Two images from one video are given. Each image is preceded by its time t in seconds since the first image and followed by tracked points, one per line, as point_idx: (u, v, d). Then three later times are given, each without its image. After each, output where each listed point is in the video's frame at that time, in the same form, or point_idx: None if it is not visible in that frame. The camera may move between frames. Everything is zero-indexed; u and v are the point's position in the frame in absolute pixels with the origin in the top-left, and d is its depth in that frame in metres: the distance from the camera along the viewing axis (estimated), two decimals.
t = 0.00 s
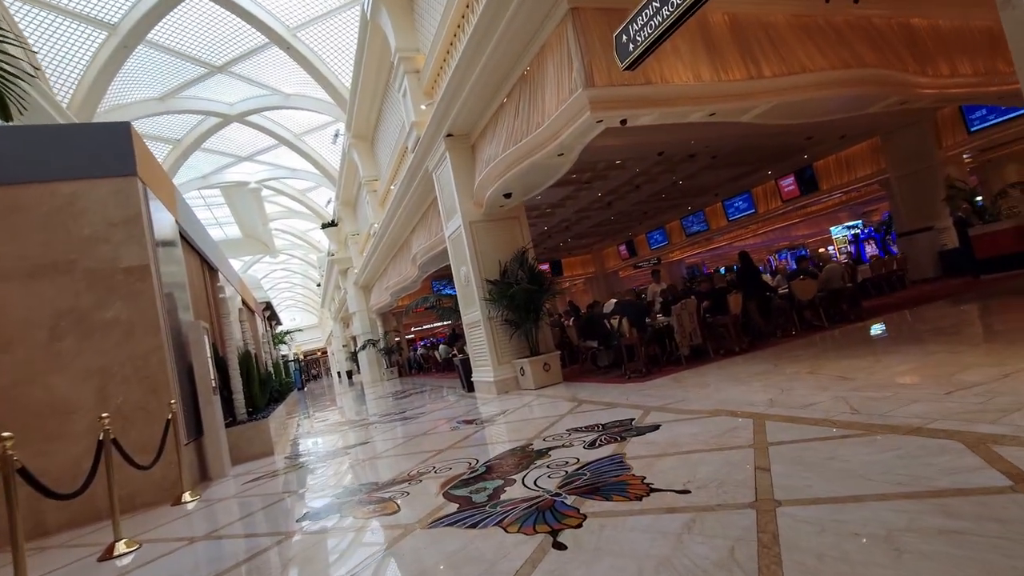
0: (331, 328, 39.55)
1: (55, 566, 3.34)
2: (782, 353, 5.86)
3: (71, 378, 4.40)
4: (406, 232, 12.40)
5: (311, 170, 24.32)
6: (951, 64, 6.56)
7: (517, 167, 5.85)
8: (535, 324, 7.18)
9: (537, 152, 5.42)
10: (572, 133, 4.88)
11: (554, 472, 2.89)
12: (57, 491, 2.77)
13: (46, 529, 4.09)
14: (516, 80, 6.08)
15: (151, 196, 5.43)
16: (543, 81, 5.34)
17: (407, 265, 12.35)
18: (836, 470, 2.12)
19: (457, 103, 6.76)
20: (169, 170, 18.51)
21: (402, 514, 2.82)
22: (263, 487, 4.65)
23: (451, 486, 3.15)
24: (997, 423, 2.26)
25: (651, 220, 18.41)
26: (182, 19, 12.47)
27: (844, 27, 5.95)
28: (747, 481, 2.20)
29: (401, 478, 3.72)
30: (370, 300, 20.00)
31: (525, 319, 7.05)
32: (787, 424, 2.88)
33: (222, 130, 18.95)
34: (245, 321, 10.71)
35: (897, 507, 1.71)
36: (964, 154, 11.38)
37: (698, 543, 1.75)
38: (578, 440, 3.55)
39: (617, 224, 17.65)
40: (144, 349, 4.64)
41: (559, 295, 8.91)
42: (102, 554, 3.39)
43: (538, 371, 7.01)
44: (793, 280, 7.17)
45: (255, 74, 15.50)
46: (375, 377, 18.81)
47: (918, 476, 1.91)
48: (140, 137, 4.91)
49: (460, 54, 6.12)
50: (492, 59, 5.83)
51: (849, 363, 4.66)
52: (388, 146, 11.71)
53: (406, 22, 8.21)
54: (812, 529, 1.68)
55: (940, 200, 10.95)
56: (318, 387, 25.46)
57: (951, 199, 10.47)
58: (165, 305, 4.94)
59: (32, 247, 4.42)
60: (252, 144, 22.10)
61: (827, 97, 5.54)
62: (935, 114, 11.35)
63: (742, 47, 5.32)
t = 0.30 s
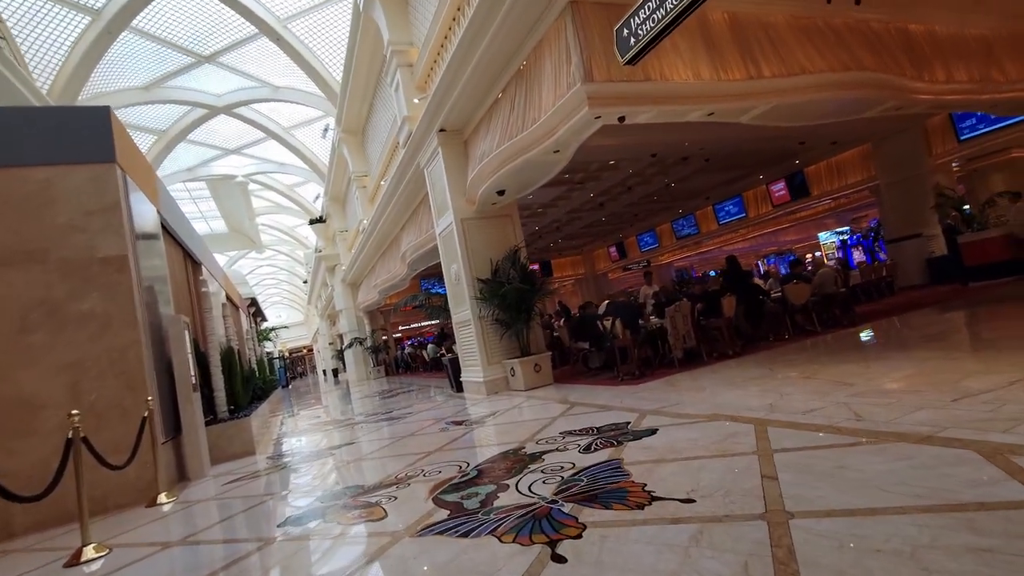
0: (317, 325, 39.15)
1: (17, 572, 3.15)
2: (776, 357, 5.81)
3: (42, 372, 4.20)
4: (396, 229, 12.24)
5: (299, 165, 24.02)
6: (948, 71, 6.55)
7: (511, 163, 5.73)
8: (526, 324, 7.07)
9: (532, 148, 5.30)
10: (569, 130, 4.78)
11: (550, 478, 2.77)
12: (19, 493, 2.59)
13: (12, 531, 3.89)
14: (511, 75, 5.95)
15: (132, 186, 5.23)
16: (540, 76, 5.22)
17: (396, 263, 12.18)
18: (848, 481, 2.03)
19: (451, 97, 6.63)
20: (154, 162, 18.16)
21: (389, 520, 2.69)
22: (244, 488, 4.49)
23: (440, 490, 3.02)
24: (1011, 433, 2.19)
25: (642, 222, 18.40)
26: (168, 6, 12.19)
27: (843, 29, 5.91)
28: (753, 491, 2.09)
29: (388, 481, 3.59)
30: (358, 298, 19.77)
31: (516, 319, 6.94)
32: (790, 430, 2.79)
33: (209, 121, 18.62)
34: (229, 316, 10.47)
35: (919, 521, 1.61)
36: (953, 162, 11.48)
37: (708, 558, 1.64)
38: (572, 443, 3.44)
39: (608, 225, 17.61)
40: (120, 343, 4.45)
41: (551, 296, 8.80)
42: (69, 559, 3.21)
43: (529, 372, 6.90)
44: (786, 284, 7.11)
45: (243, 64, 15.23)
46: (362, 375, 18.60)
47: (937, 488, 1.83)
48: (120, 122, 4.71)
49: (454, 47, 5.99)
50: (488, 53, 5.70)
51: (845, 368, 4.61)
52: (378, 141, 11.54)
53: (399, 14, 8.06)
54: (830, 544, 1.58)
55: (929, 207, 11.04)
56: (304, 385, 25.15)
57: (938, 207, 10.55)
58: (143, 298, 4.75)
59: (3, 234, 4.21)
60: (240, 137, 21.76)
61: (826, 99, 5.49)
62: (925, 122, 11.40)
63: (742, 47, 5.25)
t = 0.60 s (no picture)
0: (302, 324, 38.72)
1: None
2: (769, 363, 5.75)
3: (8, 367, 4.00)
4: (384, 227, 12.06)
5: (286, 160, 23.70)
6: (941, 80, 6.55)
7: (504, 161, 5.61)
8: (516, 326, 6.96)
9: (526, 145, 5.18)
10: (565, 128, 4.67)
11: (542, 487, 2.64)
12: None
13: None
14: (506, 71, 5.85)
15: (111, 176, 5.04)
16: (536, 71, 5.12)
17: (384, 261, 12.00)
18: (859, 494, 1.94)
19: (444, 93, 6.50)
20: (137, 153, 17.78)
21: (373, 530, 2.55)
22: (222, 491, 4.31)
23: (428, 497, 2.89)
24: (1022, 445, 2.12)
25: (632, 226, 18.40)
26: None
27: (840, 34, 5.89)
28: (759, 503, 2.00)
29: (373, 486, 3.44)
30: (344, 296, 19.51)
31: (506, 321, 6.83)
32: (792, 438, 2.71)
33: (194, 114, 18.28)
34: (211, 313, 10.22)
35: (938, 539, 1.53)
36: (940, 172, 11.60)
37: None
38: (565, 449, 3.33)
39: (598, 228, 17.57)
40: (93, 338, 4.25)
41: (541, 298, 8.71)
42: (29, 568, 3.02)
43: (518, 375, 6.79)
44: (779, 289, 7.07)
45: (231, 56, 14.95)
46: (346, 375, 18.36)
47: (954, 503, 1.74)
48: (99, 108, 4.52)
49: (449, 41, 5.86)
50: (483, 48, 5.58)
51: (841, 374, 4.55)
52: (368, 138, 11.37)
53: (392, 8, 7.92)
54: (846, 563, 1.49)
55: (915, 217, 11.14)
56: (287, 385, 24.80)
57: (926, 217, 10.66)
58: (120, 292, 4.56)
59: None
60: (226, 130, 21.41)
61: (822, 104, 5.46)
62: (914, 132, 11.54)
63: (741, 49, 5.20)
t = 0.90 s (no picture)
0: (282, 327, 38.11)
1: None
2: (754, 365, 5.73)
3: None
4: (365, 228, 11.87)
5: (265, 161, 23.30)
6: (920, 85, 6.62)
7: (487, 161, 5.51)
8: (500, 329, 6.86)
9: (511, 145, 5.09)
10: (549, 127, 4.59)
11: (529, 495, 2.55)
12: None
13: None
14: (490, 70, 5.76)
15: (77, 173, 4.81)
16: (520, 70, 5.03)
17: (366, 264, 11.82)
18: (858, 502, 1.87)
19: (426, 91, 6.39)
20: (109, 152, 17.32)
21: (350, 544, 2.41)
22: (193, 502, 4.12)
23: (409, 508, 2.76)
24: (1017, 449, 2.07)
25: (615, 229, 18.44)
26: None
27: (823, 38, 5.91)
28: (754, 513, 1.92)
29: (351, 496, 3.29)
30: (324, 299, 19.21)
31: (489, 324, 6.73)
32: (782, 443, 2.64)
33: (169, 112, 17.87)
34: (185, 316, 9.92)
35: (942, 550, 1.46)
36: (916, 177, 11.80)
37: None
38: (550, 456, 3.23)
39: (581, 231, 17.56)
40: (54, 342, 4.05)
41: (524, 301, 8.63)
42: None
43: (502, 379, 6.69)
44: (762, 291, 7.08)
45: (206, 53, 14.63)
46: (327, 379, 18.07)
47: (955, 511, 1.68)
48: (62, 100, 4.31)
49: (431, 38, 5.74)
50: (466, 46, 5.48)
51: (826, 377, 4.52)
52: (349, 138, 11.20)
53: (373, 6, 7.78)
54: None
55: (894, 220, 11.44)
56: (266, 389, 24.35)
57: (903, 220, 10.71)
58: (84, 294, 4.35)
59: None
60: (203, 129, 20.98)
61: (805, 106, 5.46)
62: (891, 136, 11.73)
63: (725, 51, 5.17)
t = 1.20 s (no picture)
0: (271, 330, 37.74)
1: None
2: (749, 367, 5.67)
3: None
4: (355, 229, 11.72)
5: (253, 162, 23.04)
6: (913, 86, 6.62)
7: (479, 160, 5.42)
8: (492, 331, 6.76)
9: (503, 142, 4.99)
10: (543, 125, 4.50)
11: (526, 504, 2.45)
12: None
13: None
14: (481, 67, 5.67)
15: (54, 172, 4.65)
16: (513, 66, 4.95)
17: (355, 265, 11.66)
18: (871, 509, 1.79)
19: (417, 89, 6.28)
20: (93, 152, 17.03)
21: (337, 558, 2.28)
22: (176, 511, 3.97)
23: (400, 517, 2.65)
24: None
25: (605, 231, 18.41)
26: None
27: (816, 37, 5.88)
28: (763, 522, 1.83)
29: (340, 505, 3.17)
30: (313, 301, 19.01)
31: (481, 325, 6.62)
32: (786, 447, 2.57)
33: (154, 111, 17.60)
34: (170, 319, 9.72)
35: (966, 563, 1.38)
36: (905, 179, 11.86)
37: None
38: (546, 461, 3.13)
39: (572, 233, 17.51)
40: (28, 346, 3.89)
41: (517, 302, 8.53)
42: None
43: (494, 382, 6.58)
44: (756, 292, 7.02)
45: (192, 51, 14.42)
46: (316, 382, 17.86)
47: (975, 519, 1.60)
48: (38, 95, 4.15)
49: (422, 35, 5.63)
50: (457, 43, 5.39)
51: (823, 377, 4.47)
52: (338, 138, 11.06)
53: (363, 3, 7.65)
54: None
55: (884, 222, 11.45)
56: (254, 393, 24.05)
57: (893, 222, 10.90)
58: (61, 296, 4.19)
59: None
60: (189, 129, 20.71)
61: (799, 105, 5.42)
62: (881, 138, 11.77)
63: (720, 49, 5.12)
